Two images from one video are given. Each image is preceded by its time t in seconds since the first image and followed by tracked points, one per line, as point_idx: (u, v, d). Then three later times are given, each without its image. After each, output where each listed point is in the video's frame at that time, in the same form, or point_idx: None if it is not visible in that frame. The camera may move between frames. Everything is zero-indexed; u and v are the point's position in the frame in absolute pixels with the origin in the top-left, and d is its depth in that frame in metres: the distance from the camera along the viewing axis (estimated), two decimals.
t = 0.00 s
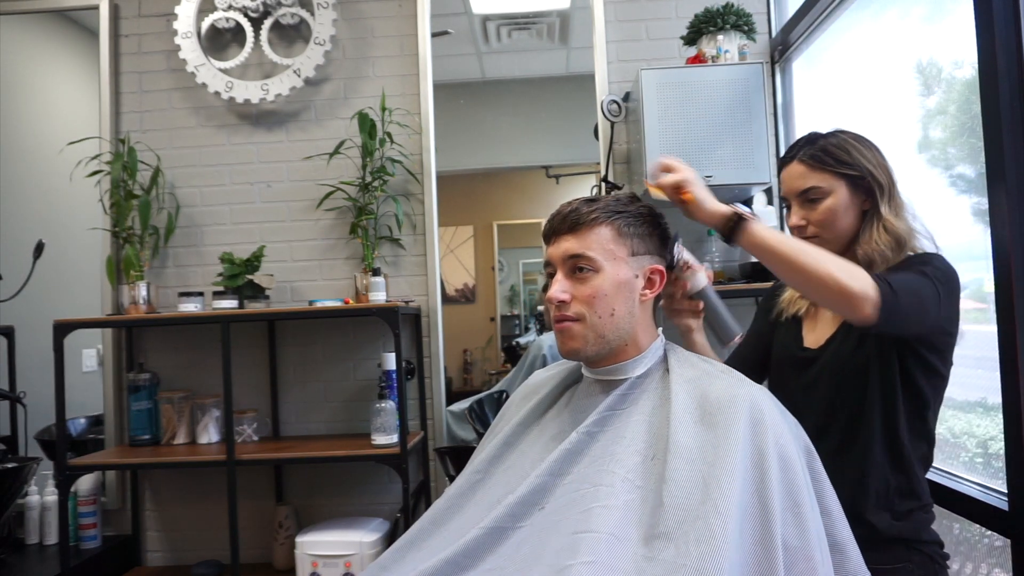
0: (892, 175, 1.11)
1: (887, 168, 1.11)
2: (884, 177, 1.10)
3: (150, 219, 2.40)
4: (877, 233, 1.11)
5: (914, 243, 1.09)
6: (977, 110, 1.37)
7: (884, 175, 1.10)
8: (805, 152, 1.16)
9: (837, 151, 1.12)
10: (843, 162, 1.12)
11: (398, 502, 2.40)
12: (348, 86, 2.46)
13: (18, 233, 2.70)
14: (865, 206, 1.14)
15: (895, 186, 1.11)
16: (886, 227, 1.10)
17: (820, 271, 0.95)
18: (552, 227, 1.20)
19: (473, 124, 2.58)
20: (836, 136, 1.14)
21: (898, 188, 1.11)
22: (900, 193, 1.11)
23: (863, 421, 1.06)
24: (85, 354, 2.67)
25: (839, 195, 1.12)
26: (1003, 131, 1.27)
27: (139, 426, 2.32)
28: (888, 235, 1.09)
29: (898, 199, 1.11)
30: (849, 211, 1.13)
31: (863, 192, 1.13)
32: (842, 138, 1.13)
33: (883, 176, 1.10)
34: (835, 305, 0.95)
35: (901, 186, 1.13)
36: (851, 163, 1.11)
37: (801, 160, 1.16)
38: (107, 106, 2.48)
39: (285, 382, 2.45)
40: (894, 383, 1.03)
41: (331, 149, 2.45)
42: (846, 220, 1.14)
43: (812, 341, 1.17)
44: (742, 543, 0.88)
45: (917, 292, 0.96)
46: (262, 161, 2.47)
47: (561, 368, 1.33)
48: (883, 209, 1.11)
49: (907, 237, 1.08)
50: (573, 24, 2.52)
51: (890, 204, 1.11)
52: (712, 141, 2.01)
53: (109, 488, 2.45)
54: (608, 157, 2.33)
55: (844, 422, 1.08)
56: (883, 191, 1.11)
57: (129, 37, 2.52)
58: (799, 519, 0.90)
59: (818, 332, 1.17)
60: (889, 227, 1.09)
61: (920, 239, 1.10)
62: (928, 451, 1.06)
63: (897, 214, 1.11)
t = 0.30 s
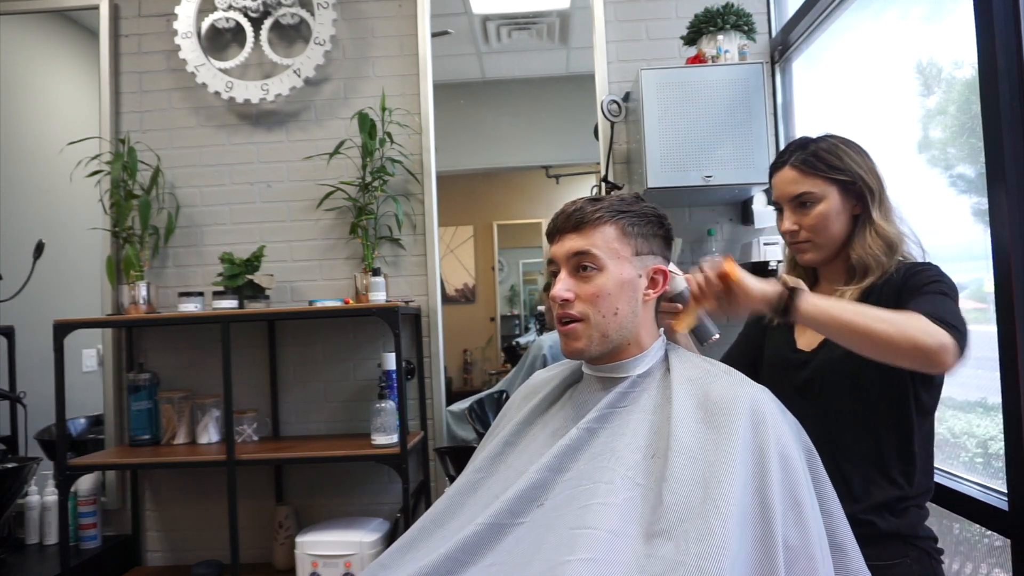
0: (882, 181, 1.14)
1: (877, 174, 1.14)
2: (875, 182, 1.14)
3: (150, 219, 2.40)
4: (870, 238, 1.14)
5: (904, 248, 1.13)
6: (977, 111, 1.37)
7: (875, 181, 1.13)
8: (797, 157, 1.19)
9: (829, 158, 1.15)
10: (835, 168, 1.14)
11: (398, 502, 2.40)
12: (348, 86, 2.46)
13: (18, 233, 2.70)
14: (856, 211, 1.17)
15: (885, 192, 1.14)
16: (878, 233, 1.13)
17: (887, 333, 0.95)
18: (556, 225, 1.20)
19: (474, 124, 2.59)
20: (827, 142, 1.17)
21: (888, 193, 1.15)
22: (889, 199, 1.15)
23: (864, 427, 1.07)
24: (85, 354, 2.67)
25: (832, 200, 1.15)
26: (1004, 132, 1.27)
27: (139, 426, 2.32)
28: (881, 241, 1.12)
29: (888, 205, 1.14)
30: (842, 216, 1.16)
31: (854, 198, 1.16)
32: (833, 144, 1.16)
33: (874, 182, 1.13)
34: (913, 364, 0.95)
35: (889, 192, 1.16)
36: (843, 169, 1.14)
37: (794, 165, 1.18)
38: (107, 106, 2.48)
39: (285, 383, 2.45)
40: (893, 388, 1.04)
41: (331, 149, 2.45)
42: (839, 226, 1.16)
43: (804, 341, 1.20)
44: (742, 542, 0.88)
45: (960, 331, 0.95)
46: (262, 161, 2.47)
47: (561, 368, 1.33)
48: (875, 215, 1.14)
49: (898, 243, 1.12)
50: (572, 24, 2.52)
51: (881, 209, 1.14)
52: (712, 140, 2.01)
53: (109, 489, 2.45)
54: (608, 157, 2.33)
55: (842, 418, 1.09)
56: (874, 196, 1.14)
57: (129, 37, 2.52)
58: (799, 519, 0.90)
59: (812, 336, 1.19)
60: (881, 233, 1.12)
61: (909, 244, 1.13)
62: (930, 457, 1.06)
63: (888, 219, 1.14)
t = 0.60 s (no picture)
0: (864, 184, 1.18)
1: (858, 177, 1.18)
2: (858, 184, 1.17)
3: (150, 219, 2.40)
4: (857, 239, 1.17)
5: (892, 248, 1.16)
6: (977, 110, 1.37)
7: (857, 183, 1.17)
8: (780, 165, 1.23)
9: (811, 164, 1.19)
10: (817, 173, 1.18)
11: (398, 502, 2.40)
12: (348, 86, 2.46)
13: (19, 233, 2.70)
14: (841, 214, 1.20)
15: (867, 194, 1.18)
16: (865, 234, 1.16)
17: (930, 411, 0.97)
18: (554, 226, 1.20)
19: (474, 124, 2.60)
20: (808, 150, 1.21)
21: (871, 195, 1.19)
22: (872, 200, 1.19)
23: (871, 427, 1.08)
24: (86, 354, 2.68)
25: (817, 204, 1.19)
26: (1003, 132, 1.27)
27: (139, 426, 2.33)
28: (869, 242, 1.16)
29: (872, 206, 1.18)
30: (828, 220, 1.20)
31: (838, 201, 1.20)
32: (814, 151, 1.21)
33: (856, 184, 1.17)
34: (966, 420, 0.97)
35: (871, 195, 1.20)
36: (825, 173, 1.18)
37: (777, 174, 1.22)
38: (107, 106, 2.48)
39: (285, 383, 2.45)
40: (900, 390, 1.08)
41: (331, 149, 2.45)
42: (827, 229, 1.20)
43: (807, 347, 1.21)
44: (742, 543, 0.88)
45: (977, 356, 0.96)
46: (263, 161, 2.47)
47: (562, 367, 1.33)
48: (860, 216, 1.17)
49: (885, 243, 1.15)
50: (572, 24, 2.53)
51: (866, 211, 1.17)
52: (712, 141, 2.01)
53: (109, 488, 2.45)
54: (608, 157, 2.32)
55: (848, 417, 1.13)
56: (858, 198, 1.17)
57: (129, 38, 2.52)
58: (799, 519, 0.90)
59: (813, 341, 1.22)
60: (867, 234, 1.16)
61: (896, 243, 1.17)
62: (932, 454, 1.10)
63: (874, 220, 1.17)
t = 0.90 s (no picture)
0: (857, 184, 1.19)
1: (851, 177, 1.19)
2: (851, 184, 1.18)
3: (150, 219, 2.40)
4: (853, 239, 1.18)
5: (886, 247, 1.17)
6: (977, 110, 1.37)
7: (850, 183, 1.18)
8: (773, 167, 1.23)
9: (804, 165, 1.20)
10: (811, 174, 1.19)
11: (398, 502, 2.40)
12: (348, 86, 2.46)
13: (19, 233, 2.70)
14: (836, 214, 1.21)
15: (860, 194, 1.19)
16: (860, 234, 1.17)
17: (949, 401, 0.94)
18: (553, 227, 1.20)
19: (474, 124, 2.60)
20: (801, 151, 1.22)
21: (864, 195, 1.19)
22: (866, 200, 1.20)
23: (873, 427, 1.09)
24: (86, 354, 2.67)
25: (812, 205, 1.19)
26: (1003, 132, 1.27)
27: (139, 426, 2.33)
28: (864, 242, 1.16)
29: (866, 206, 1.19)
30: (823, 220, 1.20)
31: (833, 202, 1.20)
32: (807, 153, 1.21)
33: (849, 185, 1.18)
34: (988, 401, 0.94)
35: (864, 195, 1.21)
36: (819, 174, 1.18)
37: (771, 175, 1.22)
38: (107, 106, 2.48)
39: (285, 383, 2.45)
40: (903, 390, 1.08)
41: (331, 149, 2.45)
42: (822, 230, 1.20)
43: (805, 347, 1.21)
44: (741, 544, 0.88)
45: (978, 335, 0.95)
46: (263, 161, 2.47)
47: (562, 367, 1.33)
48: (854, 216, 1.18)
49: (880, 242, 1.16)
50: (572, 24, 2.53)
51: (860, 211, 1.18)
52: (712, 141, 2.01)
53: (109, 488, 2.45)
54: (608, 157, 2.32)
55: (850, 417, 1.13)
56: (852, 198, 1.18)
57: (129, 38, 2.52)
58: (799, 520, 0.90)
59: (811, 341, 1.21)
60: (863, 234, 1.17)
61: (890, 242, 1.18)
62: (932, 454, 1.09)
63: (868, 220, 1.18)
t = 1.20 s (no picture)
0: (854, 185, 1.19)
1: (848, 178, 1.19)
2: (848, 185, 1.18)
3: (150, 219, 2.40)
4: (850, 240, 1.18)
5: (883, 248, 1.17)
6: (977, 110, 1.37)
7: (847, 184, 1.18)
8: (771, 167, 1.23)
9: (802, 166, 1.20)
10: (809, 175, 1.19)
11: (398, 502, 2.40)
12: (348, 86, 2.46)
13: (19, 233, 2.70)
14: (833, 215, 1.21)
15: (857, 195, 1.19)
16: (857, 235, 1.17)
17: (958, 408, 0.94)
18: (554, 227, 1.20)
19: (474, 124, 2.60)
20: (798, 152, 1.22)
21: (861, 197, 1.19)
22: (862, 201, 1.20)
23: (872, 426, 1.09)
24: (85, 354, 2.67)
25: (810, 205, 1.19)
26: (1003, 132, 1.27)
27: (139, 426, 2.33)
28: (861, 243, 1.16)
29: (863, 207, 1.19)
30: (820, 221, 1.20)
31: (830, 203, 1.20)
32: (804, 153, 1.21)
33: (846, 186, 1.18)
34: (996, 406, 0.94)
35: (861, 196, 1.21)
36: (817, 175, 1.18)
37: (769, 176, 1.22)
38: (107, 106, 2.48)
39: (285, 383, 2.45)
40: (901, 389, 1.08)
41: (331, 149, 2.45)
42: (819, 230, 1.20)
43: (801, 347, 1.21)
44: (741, 547, 0.88)
45: (981, 338, 0.95)
46: (262, 161, 2.47)
47: (562, 368, 1.33)
48: (852, 217, 1.18)
49: (877, 243, 1.16)
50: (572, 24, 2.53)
51: (857, 212, 1.18)
52: (712, 141, 2.01)
53: (109, 488, 2.45)
54: (608, 157, 2.33)
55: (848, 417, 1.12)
56: (849, 199, 1.18)
57: (129, 38, 2.52)
58: (800, 521, 0.90)
59: (808, 341, 1.21)
60: (859, 235, 1.17)
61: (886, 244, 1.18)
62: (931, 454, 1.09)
63: (865, 221, 1.18)
